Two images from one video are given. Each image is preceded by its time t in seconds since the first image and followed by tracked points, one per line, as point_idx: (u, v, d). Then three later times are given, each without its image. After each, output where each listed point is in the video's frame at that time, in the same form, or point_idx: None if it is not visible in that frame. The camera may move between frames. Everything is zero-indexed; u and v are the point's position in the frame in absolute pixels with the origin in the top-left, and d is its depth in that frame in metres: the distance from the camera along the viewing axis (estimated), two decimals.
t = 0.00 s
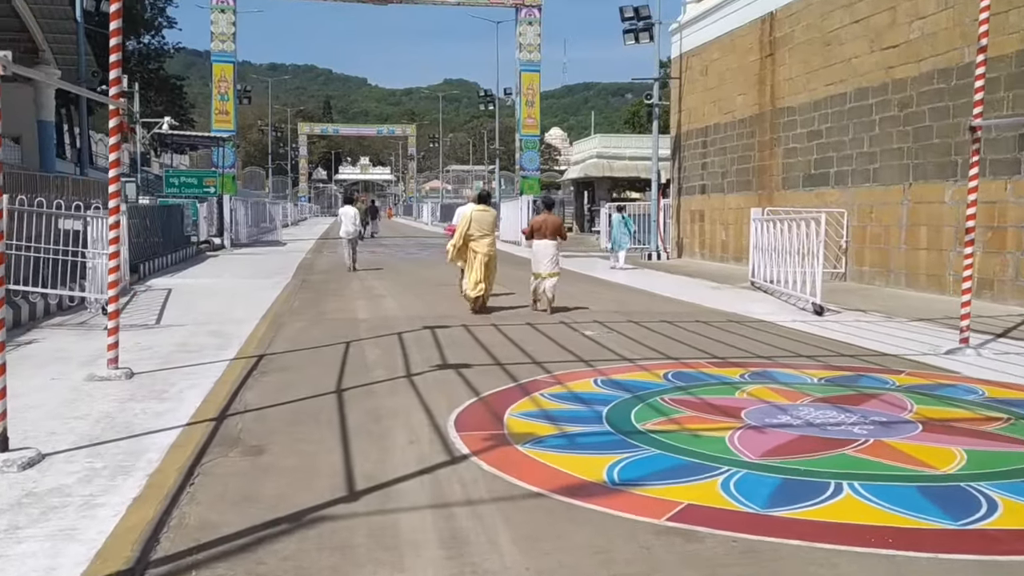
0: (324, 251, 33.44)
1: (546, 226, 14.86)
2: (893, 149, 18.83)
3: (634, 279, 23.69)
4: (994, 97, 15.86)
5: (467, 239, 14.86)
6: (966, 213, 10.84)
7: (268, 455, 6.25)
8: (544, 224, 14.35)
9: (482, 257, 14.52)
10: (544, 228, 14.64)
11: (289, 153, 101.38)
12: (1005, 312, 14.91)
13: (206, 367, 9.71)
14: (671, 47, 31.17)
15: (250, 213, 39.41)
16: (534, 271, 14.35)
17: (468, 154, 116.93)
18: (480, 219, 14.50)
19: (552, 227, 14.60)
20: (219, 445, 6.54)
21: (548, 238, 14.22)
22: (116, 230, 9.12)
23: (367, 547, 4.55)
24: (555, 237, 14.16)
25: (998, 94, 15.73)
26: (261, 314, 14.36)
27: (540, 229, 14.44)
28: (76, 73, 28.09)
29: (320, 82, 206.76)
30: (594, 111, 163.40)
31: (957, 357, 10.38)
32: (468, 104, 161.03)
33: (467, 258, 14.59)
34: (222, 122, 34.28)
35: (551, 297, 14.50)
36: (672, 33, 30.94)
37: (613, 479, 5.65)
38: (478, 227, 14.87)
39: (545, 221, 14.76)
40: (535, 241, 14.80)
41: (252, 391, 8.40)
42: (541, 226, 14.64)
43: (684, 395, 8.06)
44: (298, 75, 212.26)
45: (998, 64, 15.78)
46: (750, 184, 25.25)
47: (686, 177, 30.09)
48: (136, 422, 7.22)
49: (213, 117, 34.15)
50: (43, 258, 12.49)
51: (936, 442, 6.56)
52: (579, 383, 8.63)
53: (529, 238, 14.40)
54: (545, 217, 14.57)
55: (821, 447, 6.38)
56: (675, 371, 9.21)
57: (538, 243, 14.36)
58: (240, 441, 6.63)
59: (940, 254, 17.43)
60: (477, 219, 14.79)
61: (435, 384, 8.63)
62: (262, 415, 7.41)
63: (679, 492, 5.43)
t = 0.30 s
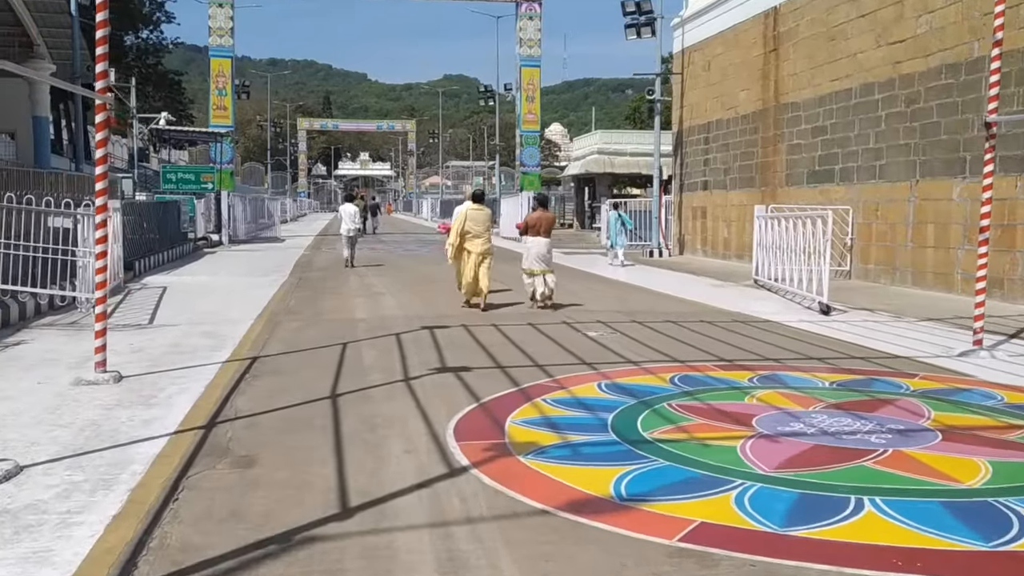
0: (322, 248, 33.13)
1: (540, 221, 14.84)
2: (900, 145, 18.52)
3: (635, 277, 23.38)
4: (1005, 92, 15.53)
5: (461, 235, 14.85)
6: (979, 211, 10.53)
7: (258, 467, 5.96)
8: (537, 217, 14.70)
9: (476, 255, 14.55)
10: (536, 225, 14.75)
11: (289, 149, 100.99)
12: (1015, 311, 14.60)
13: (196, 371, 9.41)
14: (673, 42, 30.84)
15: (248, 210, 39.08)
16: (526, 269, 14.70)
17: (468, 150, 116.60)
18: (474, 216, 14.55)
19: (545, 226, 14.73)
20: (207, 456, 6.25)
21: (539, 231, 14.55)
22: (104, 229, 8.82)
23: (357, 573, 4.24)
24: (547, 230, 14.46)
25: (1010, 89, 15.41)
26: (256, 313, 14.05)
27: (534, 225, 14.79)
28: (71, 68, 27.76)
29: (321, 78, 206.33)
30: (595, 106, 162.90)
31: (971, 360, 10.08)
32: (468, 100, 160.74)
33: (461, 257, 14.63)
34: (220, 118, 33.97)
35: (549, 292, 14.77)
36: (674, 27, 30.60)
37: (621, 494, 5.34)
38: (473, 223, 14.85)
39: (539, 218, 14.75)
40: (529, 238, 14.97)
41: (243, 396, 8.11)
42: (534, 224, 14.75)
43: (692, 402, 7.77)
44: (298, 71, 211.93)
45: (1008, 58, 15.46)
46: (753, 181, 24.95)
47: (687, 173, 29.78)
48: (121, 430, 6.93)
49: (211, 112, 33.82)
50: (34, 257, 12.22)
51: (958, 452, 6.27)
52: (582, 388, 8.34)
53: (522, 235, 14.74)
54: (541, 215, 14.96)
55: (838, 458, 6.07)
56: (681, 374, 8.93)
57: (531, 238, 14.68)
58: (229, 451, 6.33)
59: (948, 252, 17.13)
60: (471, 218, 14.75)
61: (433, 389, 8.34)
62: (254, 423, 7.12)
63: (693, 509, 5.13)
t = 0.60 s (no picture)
0: (319, 242, 32.79)
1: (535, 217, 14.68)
2: (905, 142, 18.22)
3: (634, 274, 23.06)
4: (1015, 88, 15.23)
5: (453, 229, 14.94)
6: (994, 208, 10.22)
7: (244, 472, 5.63)
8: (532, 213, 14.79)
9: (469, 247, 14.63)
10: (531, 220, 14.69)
11: (286, 143, 100.52)
12: None
13: (184, 368, 9.08)
14: (674, 37, 30.51)
15: (245, 204, 38.70)
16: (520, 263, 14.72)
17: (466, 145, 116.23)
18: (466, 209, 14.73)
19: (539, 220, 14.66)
20: (192, 460, 5.92)
21: (533, 226, 14.62)
22: (88, 221, 8.48)
23: None
24: (541, 225, 14.53)
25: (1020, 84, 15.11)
26: (248, 309, 13.73)
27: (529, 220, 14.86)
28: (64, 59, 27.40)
29: (319, 72, 205.68)
30: (594, 103, 162.51)
31: (984, 361, 9.78)
32: (466, 96, 160.31)
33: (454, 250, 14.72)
34: (216, 111, 33.59)
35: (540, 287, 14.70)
36: (675, 22, 30.27)
37: (630, 505, 5.03)
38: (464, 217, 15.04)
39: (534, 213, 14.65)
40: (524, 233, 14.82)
41: (232, 396, 7.78)
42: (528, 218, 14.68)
43: (699, 404, 7.46)
44: (296, 65, 211.24)
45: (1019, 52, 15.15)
46: (755, 177, 24.64)
47: (688, 169, 29.47)
48: (102, 432, 6.61)
49: (207, 105, 33.46)
50: (22, 250, 11.90)
51: (982, 460, 5.95)
52: (585, 389, 8.02)
53: (517, 230, 14.84)
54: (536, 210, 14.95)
55: (857, 466, 5.76)
56: (687, 374, 8.61)
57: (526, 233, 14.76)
58: (215, 455, 6.00)
59: (954, 250, 16.84)
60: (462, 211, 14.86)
61: (430, 389, 8.02)
62: (242, 424, 6.79)
63: (707, 522, 4.81)
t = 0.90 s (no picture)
0: (315, 240, 32.45)
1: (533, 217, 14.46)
2: (912, 144, 17.92)
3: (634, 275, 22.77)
4: None
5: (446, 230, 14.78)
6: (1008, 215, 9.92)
7: (226, 491, 5.32)
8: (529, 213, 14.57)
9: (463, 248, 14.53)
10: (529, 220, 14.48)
11: (284, 138, 100.08)
12: None
13: (170, 373, 8.75)
14: (677, 36, 30.20)
15: (241, 200, 38.34)
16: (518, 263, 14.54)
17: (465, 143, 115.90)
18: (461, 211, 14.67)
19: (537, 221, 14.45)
20: (174, 477, 5.61)
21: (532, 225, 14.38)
22: (72, 220, 8.15)
23: None
24: (540, 225, 14.28)
25: None
26: (239, 310, 13.39)
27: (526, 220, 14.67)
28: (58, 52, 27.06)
29: (318, 68, 205.15)
30: (594, 101, 162.23)
31: (997, 373, 9.49)
32: (465, 93, 159.92)
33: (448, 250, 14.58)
34: (213, 106, 33.22)
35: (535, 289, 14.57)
36: (677, 21, 29.95)
37: (637, 533, 4.73)
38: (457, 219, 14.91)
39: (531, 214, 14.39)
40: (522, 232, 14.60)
41: (219, 405, 7.46)
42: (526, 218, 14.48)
43: (706, 419, 7.15)
44: (295, 61, 210.69)
45: None
46: (757, 179, 24.34)
47: (689, 170, 29.16)
48: (80, 444, 6.29)
49: (204, 100, 33.10)
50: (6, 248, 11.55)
51: (1005, 484, 5.65)
52: (587, 401, 7.72)
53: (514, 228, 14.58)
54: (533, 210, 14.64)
55: (876, 490, 5.46)
56: (692, 386, 8.31)
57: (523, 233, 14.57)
58: (197, 472, 5.69)
59: (961, 255, 16.54)
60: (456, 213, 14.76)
61: (425, 399, 7.70)
62: (227, 437, 6.48)
63: (720, 552, 4.51)
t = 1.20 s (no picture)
0: (313, 243, 32.16)
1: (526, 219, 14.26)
2: (917, 140, 17.62)
3: (634, 276, 22.51)
4: None
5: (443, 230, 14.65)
6: None
7: (210, 508, 5.01)
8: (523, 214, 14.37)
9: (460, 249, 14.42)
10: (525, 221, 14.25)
11: (282, 142, 99.83)
12: None
13: (159, 381, 8.45)
14: (676, 35, 29.92)
15: (238, 204, 38.04)
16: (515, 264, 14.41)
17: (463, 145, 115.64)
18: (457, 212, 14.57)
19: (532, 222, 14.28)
20: (156, 491, 5.30)
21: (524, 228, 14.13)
22: (54, 224, 7.84)
23: None
24: (532, 229, 14.02)
25: None
26: (233, 315, 13.08)
27: (521, 220, 14.41)
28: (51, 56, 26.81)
29: (316, 72, 205.15)
30: (592, 103, 162.12)
31: (1014, 373, 9.19)
32: (463, 95, 159.89)
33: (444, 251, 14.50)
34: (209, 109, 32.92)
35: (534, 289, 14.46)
36: (676, 19, 29.68)
37: (648, 550, 4.42)
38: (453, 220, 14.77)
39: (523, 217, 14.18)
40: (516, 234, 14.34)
41: (208, 414, 7.17)
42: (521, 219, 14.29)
43: (715, 424, 6.86)
44: (293, 64, 210.61)
45: None
46: (758, 178, 24.06)
47: (689, 169, 28.89)
48: (59, 457, 5.99)
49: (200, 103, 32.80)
50: None
51: None
52: (591, 406, 7.42)
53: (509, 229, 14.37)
54: (528, 211, 14.32)
55: (898, 501, 5.16)
56: (700, 389, 8.01)
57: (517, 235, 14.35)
58: (181, 487, 5.38)
59: (969, 253, 16.24)
60: (453, 213, 14.65)
61: (423, 406, 7.40)
62: (215, 448, 6.18)
63: (736, 570, 4.21)
